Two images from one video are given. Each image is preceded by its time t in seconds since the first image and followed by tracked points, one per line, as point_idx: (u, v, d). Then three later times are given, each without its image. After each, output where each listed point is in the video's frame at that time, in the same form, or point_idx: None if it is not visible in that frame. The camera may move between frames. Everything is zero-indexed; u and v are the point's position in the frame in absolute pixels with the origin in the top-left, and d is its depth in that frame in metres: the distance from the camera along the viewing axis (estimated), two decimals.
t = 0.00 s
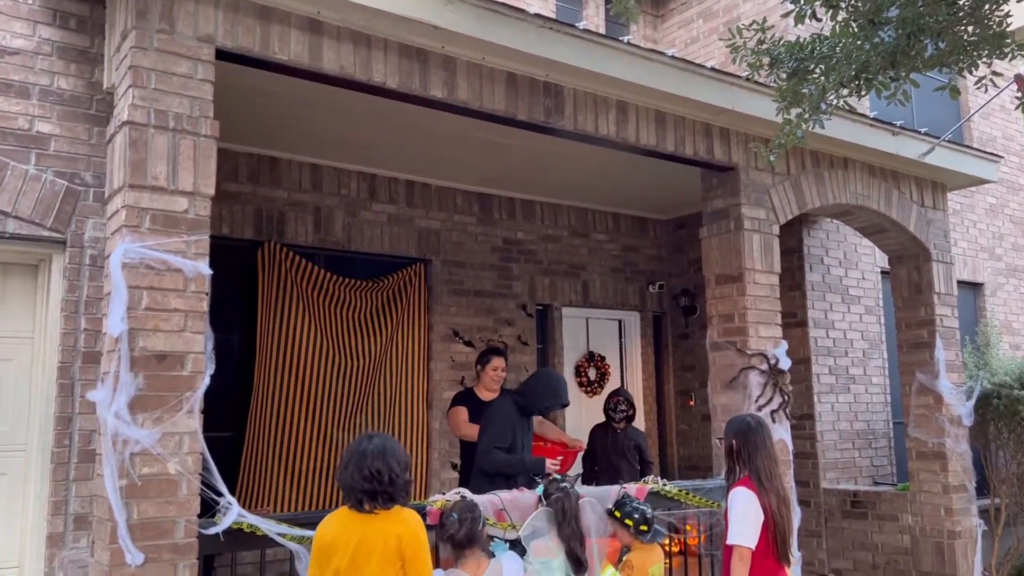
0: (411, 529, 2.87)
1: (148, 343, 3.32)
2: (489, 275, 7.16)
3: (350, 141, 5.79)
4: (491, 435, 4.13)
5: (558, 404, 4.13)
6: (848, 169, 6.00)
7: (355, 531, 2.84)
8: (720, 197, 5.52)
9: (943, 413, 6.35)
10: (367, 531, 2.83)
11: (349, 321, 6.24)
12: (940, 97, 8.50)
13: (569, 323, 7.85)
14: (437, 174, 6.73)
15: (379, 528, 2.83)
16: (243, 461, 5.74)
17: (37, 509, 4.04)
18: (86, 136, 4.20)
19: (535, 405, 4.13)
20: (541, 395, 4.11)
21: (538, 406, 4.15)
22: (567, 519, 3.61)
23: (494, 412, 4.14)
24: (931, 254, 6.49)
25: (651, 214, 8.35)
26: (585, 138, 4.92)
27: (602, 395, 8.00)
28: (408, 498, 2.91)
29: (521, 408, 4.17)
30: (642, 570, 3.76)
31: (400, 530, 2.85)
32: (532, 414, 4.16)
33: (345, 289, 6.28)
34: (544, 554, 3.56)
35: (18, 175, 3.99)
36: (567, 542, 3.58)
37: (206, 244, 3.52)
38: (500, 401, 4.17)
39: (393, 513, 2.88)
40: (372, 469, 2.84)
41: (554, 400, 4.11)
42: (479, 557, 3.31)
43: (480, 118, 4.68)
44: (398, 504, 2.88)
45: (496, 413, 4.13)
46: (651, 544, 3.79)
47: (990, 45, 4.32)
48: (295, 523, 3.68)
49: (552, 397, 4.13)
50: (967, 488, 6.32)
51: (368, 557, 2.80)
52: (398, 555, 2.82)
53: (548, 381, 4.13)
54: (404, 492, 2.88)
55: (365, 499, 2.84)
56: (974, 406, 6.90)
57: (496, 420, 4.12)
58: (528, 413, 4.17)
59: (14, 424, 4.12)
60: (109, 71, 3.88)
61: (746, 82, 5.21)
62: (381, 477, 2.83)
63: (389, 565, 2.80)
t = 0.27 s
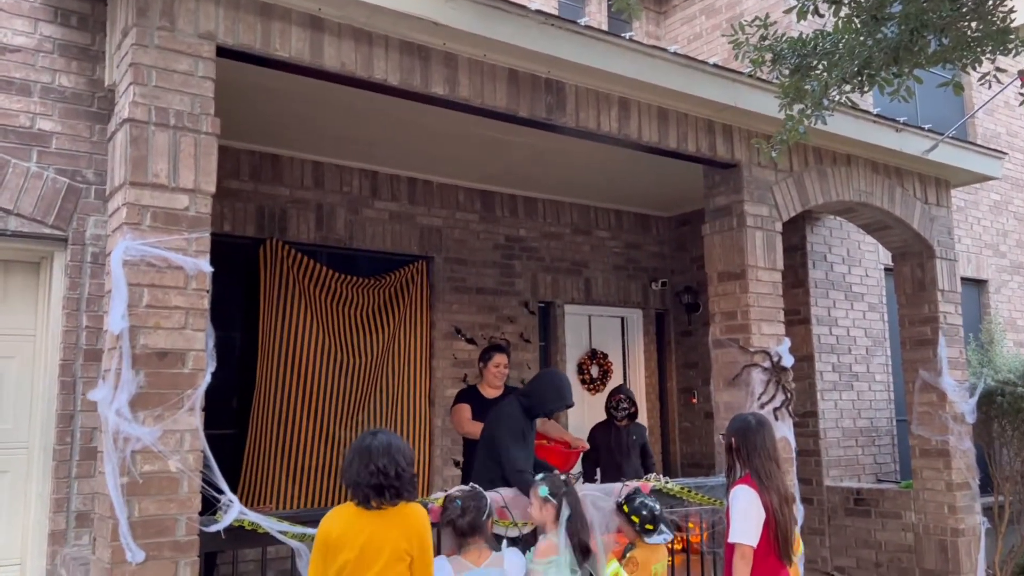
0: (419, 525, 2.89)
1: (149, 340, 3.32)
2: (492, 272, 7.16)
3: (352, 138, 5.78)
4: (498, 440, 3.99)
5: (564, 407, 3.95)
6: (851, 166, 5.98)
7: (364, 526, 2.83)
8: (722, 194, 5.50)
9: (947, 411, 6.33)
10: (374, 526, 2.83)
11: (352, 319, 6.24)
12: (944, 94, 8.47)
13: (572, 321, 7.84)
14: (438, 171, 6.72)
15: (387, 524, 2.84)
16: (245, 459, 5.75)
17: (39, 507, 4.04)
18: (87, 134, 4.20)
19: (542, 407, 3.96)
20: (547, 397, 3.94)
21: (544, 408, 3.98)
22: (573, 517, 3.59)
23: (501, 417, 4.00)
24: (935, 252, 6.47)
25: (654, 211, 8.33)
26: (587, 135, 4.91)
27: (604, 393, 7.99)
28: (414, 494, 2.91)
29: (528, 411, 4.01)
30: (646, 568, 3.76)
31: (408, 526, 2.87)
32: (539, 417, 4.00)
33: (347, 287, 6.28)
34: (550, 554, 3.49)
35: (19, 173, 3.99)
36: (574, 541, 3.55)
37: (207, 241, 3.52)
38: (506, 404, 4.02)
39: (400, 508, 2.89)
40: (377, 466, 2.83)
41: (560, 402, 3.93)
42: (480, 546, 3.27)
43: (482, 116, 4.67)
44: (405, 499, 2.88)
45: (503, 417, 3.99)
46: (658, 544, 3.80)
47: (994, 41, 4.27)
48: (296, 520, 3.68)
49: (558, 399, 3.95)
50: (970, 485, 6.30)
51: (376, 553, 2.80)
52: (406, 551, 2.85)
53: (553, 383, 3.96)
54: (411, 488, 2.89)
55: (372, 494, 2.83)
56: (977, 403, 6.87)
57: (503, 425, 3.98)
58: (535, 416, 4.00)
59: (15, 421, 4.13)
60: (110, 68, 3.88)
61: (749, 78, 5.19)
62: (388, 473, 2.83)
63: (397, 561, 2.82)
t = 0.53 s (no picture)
0: (422, 524, 2.88)
1: (150, 338, 3.32)
2: (494, 269, 7.16)
3: (354, 135, 5.78)
4: (504, 441, 4.00)
5: (569, 412, 3.92)
6: (854, 163, 5.97)
7: (363, 527, 2.83)
8: (725, 191, 5.49)
9: (949, 409, 6.32)
10: (376, 524, 2.83)
11: (354, 315, 6.25)
12: (947, 91, 8.45)
13: (574, 318, 7.84)
14: (440, 168, 6.72)
15: (389, 522, 2.84)
16: (247, 455, 5.77)
17: (40, 503, 4.05)
18: (89, 131, 4.20)
19: (546, 412, 3.93)
20: (552, 403, 3.90)
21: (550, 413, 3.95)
22: (574, 517, 3.61)
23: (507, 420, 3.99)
24: (938, 249, 6.45)
25: (656, 208, 8.32)
26: (589, 132, 4.90)
27: (606, 390, 7.99)
28: (414, 492, 2.90)
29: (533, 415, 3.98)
30: (645, 567, 3.81)
31: (411, 524, 2.86)
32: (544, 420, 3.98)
33: (349, 284, 6.29)
34: (543, 555, 3.45)
35: (21, 169, 3.99)
36: (572, 542, 3.56)
37: (208, 239, 3.52)
38: (511, 407, 4.01)
39: (404, 506, 2.88)
40: (377, 464, 2.83)
41: (565, 408, 3.90)
42: (473, 539, 3.35)
43: (484, 113, 4.67)
44: (404, 498, 2.87)
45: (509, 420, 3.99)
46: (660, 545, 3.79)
47: (997, 39, 4.28)
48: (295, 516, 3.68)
49: (563, 404, 3.92)
50: (972, 483, 6.29)
51: (378, 552, 2.81)
52: (408, 550, 2.84)
53: (559, 388, 3.92)
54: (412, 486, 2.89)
55: (372, 494, 2.83)
56: (980, 401, 6.86)
57: (509, 427, 3.98)
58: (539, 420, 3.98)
59: (17, 418, 4.13)
60: (112, 65, 3.88)
61: (751, 75, 5.19)
62: (388, 472, 2.83)
63: (399, 560, 2.82)
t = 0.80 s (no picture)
0: (421, 519, 2.87)
1: (150, 332, 3.32)
2: (495, 265, 7.16)
3: (356, 131, 5.79)
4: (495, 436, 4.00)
5: (562, 406, 4.05)
6: (855, 160, 5.96)
7: (361, 524, 2.85)
8: (726, 187, 5.48)
9: (949, 406, 6.31)
10: (374, 521, 2.84)
11: (355, 311, 6.25)
12: (949, 88, 8.44)
13: (574, 314, 7.84)
14: (442, 164, 6.72)
15: (388, 518, 2.84)
16: (248, 450, 5.78)
17: (41, 497, 4.06)
18: (90, 126, 4.21)
19: (541, 405, 4.06)
20: (550, 397, 4.03)
21: (544, 406, 4.08)
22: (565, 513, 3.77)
23: (501, 414, 4.02)
24: (939, 246, 6.45)
25: (658, 204, 8.32)
26: (590, 128, 4.90)
27: (606, 386, 8.00)
28: (411, 490, 2.89)
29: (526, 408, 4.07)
30: (645, 564, 3.83)
31: (410, 520, 2.85)
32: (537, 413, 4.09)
33: (350, 279, 6.29)
34: (545, 549, 3.42)
35: (23, 164, 4.00)
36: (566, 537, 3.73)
37: (209, 234, 3.52)
38: (505, 402, 4.04)
39: (402, 502, 2.88)
40: (373, 460, 2.83)
41: (563, 401, 4.06)
42: (473, 530, 3.36)
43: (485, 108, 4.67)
44: (400, 496, 2.86)
45: (502, 413, 4.02)
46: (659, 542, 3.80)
47: (998, 36, 4.29)
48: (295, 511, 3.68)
49: (557, 398, 4.05)
50: (972, 480, 6.29)
51: (377, 549, 2.82)
52: (408, 547, 2.83)
53: (555, 383, 4.07)
54: (410, 481, 2.88)
55: (367, 491, 2.84)
56: (980, 399, 6.86)
57: (501, 420, 4.02)
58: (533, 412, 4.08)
59: (18, 412, 4.14)
60: (113, 60, 3.87)
61: (753, 72, 5.18)
62: (383, 468, 2.83)
63: (398, 556, 2.82)
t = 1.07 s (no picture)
0: (415, 511, 2.87)
1: (151, 324, 3.33)
2: (495, 259, 7.16)
3: (358, 124, 5.78)
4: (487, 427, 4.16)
5: (545, 388, 4.14)
6: (857, 154, 5.95)
7: (356, 516, 2.86)
8: (727, 182, 5.48)
9: (949, 402, 6.32)
10: (369, 513, 2.85)
11: (355, 304, 6.26)
12: (951, 82, 8.43)
13: (575, 308, 7.84)
14: (443, 157, 6.72)
15: (381, 511, 2.85)
16: (249, 443, 5.79)
17: (42, 487, 4.07)
18: (92, 117, 4.21)
19: (526, 389, 4.16)
20: (534, 380, 4.14)
21: (530, 391, 4.17)
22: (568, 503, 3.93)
23: (489, 402, 4.17)
24: (940, 241, 6.45)
25: (659, 198, 8.31)
26: (591, 121, 4.89)
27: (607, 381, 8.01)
28: (405, 480, 2.88)
29: (515, 394, 4.20)
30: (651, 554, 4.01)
31: (404, 512, 2.85)
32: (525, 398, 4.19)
33: (351, 272, 6.30)
34: (558, 538, 3.49)
35: (24, 155, 4.00)
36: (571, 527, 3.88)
37: (210, 226, 3.53)
38: (494, 390, 4.21)
39: (397, 493, 2.88)
40: (365, 451, 2.85)
41: (547, 382, 4.14)
42: (476, 520, 3.41)
43: (486, 101, 4.66)
44: (394, 487, 2.87)
45: (492, 401, 4.17)
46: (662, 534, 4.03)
47: (1001, 31, 4.28)
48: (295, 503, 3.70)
49: (541, 382, 4.15)
50: (972, 475, 6.30)
51: (371, 541, 2.83)
52: (402, 539, 2.83)
53: (539, 366, 4.15)
54: (404, 473, 2.88)
55: (361, 482, 2.86)
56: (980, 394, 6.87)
57: (490, 410, 4.17)
58: (522, 398, 4.20)
59: (19, 402, 4.15)
60: (114, 51, 3.87)
61: (755, 66, 5.18)
62: (376, 459, 2.84)
63: (393, 548, 2.83)
